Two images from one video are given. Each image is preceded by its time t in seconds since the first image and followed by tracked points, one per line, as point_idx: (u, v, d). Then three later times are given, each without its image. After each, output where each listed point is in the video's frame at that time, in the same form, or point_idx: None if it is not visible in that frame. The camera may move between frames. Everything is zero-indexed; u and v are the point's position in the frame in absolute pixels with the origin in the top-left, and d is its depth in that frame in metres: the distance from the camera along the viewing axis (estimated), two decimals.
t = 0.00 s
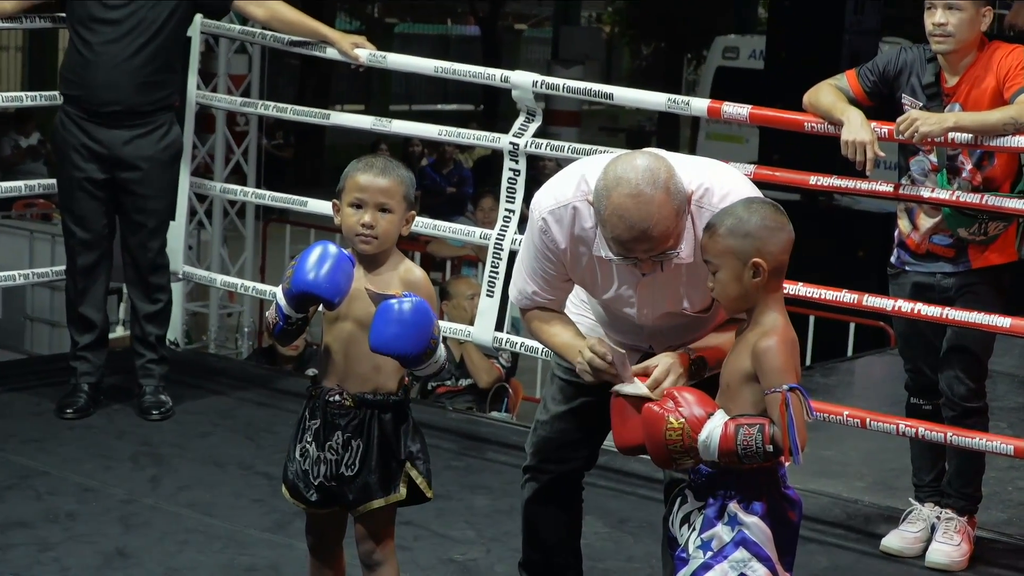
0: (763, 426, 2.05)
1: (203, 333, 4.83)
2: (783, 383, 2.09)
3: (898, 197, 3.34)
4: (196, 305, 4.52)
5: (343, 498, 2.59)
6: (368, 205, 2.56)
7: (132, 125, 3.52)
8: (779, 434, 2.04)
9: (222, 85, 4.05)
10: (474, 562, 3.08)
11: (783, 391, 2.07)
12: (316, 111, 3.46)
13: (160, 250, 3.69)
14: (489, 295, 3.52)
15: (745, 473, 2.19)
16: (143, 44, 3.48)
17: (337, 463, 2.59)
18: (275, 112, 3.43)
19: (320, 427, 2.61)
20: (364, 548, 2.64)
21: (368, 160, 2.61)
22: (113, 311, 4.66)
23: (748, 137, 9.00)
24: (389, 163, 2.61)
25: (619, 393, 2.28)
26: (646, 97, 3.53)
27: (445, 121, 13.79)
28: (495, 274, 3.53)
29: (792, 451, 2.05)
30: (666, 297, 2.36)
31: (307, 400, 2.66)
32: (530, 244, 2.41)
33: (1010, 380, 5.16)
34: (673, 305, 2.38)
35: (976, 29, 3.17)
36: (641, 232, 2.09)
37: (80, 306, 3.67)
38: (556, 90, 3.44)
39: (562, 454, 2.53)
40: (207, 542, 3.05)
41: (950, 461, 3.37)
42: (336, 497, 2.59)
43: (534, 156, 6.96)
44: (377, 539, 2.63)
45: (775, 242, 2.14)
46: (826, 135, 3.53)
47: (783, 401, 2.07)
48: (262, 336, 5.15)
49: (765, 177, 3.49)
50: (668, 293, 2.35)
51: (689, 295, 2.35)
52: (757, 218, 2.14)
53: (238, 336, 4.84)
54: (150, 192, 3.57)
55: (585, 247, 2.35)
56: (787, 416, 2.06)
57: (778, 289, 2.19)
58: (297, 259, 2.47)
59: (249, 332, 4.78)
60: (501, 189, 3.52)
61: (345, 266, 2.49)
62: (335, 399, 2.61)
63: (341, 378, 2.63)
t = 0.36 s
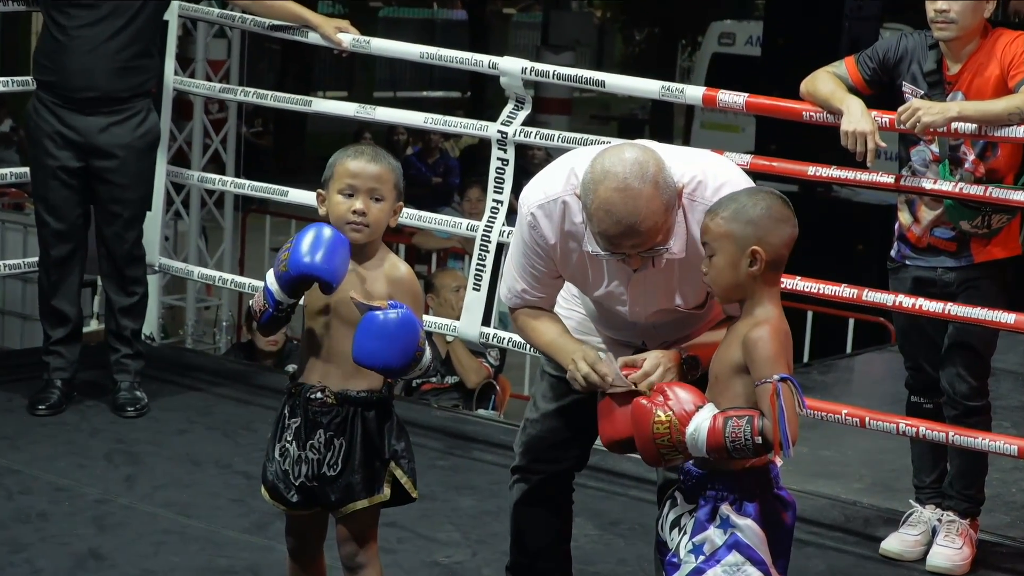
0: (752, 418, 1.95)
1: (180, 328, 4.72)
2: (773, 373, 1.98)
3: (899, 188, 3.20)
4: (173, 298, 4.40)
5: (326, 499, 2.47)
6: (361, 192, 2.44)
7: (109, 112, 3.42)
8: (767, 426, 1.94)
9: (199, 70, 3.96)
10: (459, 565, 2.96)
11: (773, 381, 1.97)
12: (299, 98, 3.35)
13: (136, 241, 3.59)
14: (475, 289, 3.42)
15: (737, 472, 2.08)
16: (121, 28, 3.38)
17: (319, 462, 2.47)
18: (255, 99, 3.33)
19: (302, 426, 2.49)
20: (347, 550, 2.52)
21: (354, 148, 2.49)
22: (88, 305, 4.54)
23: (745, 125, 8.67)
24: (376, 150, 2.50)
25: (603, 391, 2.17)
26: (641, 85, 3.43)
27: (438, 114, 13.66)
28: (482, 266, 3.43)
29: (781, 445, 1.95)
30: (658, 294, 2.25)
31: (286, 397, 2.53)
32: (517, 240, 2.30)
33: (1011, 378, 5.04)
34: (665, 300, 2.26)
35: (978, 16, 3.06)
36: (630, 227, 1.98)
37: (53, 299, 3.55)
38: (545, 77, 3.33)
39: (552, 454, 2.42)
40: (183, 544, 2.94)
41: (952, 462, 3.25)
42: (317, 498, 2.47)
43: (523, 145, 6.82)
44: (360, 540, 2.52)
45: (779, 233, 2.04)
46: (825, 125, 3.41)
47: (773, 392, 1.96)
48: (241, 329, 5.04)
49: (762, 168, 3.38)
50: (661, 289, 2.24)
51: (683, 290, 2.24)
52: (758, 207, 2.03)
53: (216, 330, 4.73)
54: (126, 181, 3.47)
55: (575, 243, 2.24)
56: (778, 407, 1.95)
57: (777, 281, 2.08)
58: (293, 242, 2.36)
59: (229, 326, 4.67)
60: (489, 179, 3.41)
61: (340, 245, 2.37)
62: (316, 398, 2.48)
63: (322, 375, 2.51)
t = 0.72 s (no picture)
0: (746, 420, 1.84)
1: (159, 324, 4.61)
2: (770, 374, 1.87)
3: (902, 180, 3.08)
4: (152, 293, 4.29)
5: (307, 502, 2.36)
6: (367, 188, 2.32)
7: (89, 101, 3.36)
8: (762, 429, 1.82)
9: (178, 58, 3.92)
10: (448, 570, 2.85)
11: (770, 383, 1.85)
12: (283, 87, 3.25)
13: (115, 236, 3.52)
14: (465, 285, 3.31)
15: (731, 475, 1.97)
16: (98, 15, 3.33)
17: (299, 464, 2.36)
18: (237, 88, 3.27)
19: (281, 427, 2.37)
20: (328, 555, 2.41)
21: (343, 142, 2.34)
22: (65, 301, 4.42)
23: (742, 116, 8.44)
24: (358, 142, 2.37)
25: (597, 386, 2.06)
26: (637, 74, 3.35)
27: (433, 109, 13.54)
28: (473, 259, 3.33)
29: (776, 449, 1.82)
30: (657, 271, 2.09)
31: (264, 397, 2.42)
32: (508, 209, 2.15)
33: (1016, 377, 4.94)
34: (664, 280, 2.10)
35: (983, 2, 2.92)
36: (621, 153, 1.83)
37: (28, 295, 3.49)
38: (538, 67, 3.22)
39: (534, 461, 2.27)
40: (162, 547, 2.83)
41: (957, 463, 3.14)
42: (298, 501, 2.36)
43: (514, 139, 6.71)
44: (344, 546, 2.41)
45: (786, 227, 1.92)
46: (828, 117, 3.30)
47: (769, 394, 1.84)
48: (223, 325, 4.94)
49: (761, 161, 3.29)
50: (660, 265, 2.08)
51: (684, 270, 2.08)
52: (767, 199, 1.93)
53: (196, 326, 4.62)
54: (103, 173, 3.42)
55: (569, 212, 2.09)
56: (774, 410, 1.82)
57: (782, 280, 1.96)
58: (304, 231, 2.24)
59: (209, 323, 4.54)
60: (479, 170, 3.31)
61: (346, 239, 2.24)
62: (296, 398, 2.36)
63: (299, 373, 2.39)
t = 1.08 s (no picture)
0: (763, 423, 1.77)
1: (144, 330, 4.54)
2: (783, 375, 1.80)
3: (905, 180, 2.99)
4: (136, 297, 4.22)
5: (294, 513, 2.28)
6: (351, 193, 2.25)
7: (70, 101, 3.32)
8: (779, 433, 1.76)
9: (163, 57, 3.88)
10: None
11: (784, 385, 1.78)
12: (270, 87, 3.23)
13: (98, 239, 3.47)
14: (457, 289, 3.22)
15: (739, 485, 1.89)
16: (81, 13, 3.28)
17: (285, 474, 2.27)
18: (224, 88, 3.29)
19: (266, 436, 2.29)
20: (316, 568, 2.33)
21: (323, 143, 2.26)
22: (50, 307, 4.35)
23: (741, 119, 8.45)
24: (339, 141, 2.29)
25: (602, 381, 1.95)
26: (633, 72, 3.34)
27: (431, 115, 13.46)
28: (465, 260, 3.24)
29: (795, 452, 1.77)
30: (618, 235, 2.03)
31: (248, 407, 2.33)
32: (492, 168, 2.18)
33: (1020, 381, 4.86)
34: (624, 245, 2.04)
35: None
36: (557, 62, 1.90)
37: (9, 300, 3.45)
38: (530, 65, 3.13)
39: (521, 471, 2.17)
40: (146, 560, 2.74)
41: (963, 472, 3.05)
42: (285, 512, 2.28)
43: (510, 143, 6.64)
44: (333, 557, 2.33)
45: (807, 237, 1.89)
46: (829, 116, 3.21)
47: (785, 396, 1.77)
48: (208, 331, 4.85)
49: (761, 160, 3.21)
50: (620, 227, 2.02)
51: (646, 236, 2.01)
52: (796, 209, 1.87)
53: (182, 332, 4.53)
54: (86, 175, 3.37)
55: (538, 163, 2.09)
56: (790, 411, 1.76)
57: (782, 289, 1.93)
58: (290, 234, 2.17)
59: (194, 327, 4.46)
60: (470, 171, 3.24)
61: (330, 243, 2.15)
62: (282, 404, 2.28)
63: (285, 381, 2.30)
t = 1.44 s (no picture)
0: (788, 466, 1.84)
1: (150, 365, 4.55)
2: (797, 418, 1.87)
3: (910, 214, 2.97)
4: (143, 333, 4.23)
5: (303, 551, 2.28)
6: (333, 228, 2.25)
7: (77, 137, 3.34)
8: (803, 473, 1.85)
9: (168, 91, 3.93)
10: None
11: (802, 427, 1.86)
12: (276, 122, 3.25)
13: (105, 275, 3.48)
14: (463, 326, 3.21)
15: (753, 527, 1.94)
16: (90, 48, 3.30)
17: (294, 511, 2.27)
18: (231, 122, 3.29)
19: (273, 474, 2.28)
20: None
21: (314, 179, 2.28)
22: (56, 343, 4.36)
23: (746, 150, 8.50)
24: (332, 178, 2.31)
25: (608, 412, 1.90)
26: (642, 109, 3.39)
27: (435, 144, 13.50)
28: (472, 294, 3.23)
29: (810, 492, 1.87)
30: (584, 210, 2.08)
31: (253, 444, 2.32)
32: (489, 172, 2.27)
33: None
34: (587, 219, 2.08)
35: (986, 30, 2.84)
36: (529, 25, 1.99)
37: (16, 337, 3.46)
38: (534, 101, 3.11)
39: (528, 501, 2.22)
40: None
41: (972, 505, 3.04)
42: (294, 550, 2.28)
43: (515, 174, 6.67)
44: None
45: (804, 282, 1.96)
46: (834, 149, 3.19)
47: (804, 437, 1.86)
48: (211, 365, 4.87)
49: (767, 194, 3.21)
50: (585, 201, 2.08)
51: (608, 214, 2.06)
52: (796, 258, 1.94)
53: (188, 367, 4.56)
54: (92, 211, 3.39)
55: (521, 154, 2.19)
56: (810, 452, 1.85)
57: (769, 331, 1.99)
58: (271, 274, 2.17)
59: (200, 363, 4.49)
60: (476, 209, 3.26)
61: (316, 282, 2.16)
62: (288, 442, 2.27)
63: (292, 419, 2.29)
